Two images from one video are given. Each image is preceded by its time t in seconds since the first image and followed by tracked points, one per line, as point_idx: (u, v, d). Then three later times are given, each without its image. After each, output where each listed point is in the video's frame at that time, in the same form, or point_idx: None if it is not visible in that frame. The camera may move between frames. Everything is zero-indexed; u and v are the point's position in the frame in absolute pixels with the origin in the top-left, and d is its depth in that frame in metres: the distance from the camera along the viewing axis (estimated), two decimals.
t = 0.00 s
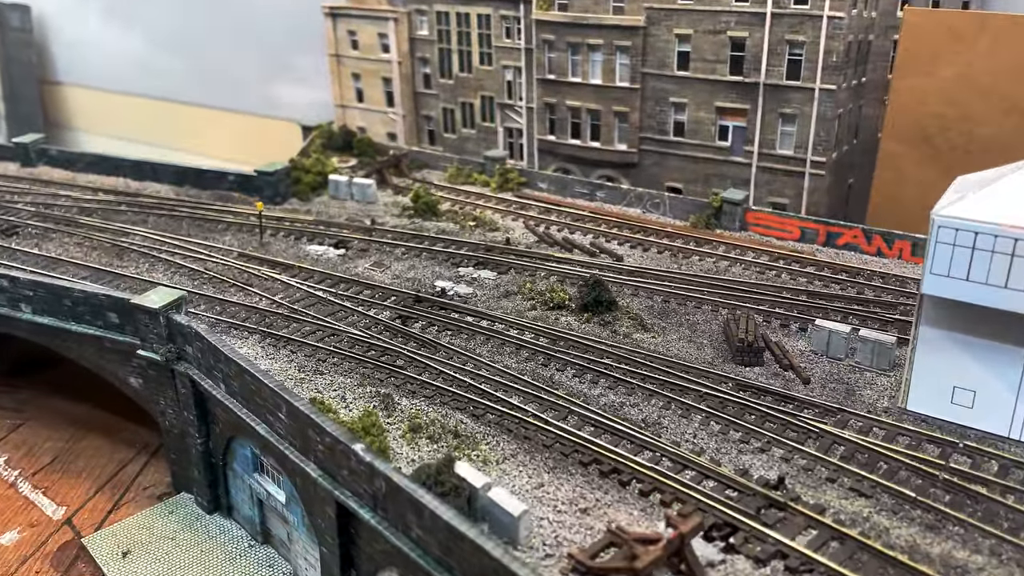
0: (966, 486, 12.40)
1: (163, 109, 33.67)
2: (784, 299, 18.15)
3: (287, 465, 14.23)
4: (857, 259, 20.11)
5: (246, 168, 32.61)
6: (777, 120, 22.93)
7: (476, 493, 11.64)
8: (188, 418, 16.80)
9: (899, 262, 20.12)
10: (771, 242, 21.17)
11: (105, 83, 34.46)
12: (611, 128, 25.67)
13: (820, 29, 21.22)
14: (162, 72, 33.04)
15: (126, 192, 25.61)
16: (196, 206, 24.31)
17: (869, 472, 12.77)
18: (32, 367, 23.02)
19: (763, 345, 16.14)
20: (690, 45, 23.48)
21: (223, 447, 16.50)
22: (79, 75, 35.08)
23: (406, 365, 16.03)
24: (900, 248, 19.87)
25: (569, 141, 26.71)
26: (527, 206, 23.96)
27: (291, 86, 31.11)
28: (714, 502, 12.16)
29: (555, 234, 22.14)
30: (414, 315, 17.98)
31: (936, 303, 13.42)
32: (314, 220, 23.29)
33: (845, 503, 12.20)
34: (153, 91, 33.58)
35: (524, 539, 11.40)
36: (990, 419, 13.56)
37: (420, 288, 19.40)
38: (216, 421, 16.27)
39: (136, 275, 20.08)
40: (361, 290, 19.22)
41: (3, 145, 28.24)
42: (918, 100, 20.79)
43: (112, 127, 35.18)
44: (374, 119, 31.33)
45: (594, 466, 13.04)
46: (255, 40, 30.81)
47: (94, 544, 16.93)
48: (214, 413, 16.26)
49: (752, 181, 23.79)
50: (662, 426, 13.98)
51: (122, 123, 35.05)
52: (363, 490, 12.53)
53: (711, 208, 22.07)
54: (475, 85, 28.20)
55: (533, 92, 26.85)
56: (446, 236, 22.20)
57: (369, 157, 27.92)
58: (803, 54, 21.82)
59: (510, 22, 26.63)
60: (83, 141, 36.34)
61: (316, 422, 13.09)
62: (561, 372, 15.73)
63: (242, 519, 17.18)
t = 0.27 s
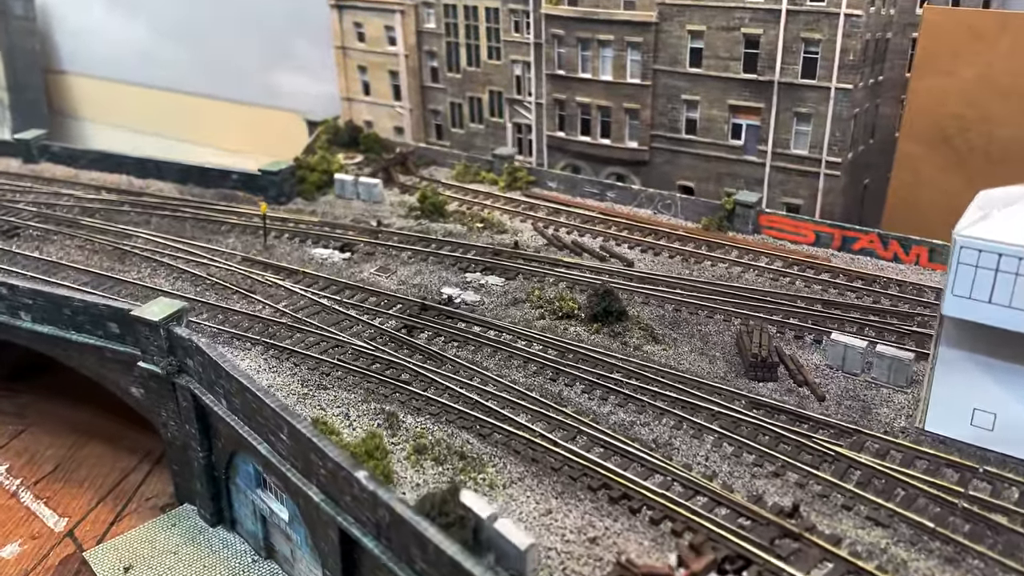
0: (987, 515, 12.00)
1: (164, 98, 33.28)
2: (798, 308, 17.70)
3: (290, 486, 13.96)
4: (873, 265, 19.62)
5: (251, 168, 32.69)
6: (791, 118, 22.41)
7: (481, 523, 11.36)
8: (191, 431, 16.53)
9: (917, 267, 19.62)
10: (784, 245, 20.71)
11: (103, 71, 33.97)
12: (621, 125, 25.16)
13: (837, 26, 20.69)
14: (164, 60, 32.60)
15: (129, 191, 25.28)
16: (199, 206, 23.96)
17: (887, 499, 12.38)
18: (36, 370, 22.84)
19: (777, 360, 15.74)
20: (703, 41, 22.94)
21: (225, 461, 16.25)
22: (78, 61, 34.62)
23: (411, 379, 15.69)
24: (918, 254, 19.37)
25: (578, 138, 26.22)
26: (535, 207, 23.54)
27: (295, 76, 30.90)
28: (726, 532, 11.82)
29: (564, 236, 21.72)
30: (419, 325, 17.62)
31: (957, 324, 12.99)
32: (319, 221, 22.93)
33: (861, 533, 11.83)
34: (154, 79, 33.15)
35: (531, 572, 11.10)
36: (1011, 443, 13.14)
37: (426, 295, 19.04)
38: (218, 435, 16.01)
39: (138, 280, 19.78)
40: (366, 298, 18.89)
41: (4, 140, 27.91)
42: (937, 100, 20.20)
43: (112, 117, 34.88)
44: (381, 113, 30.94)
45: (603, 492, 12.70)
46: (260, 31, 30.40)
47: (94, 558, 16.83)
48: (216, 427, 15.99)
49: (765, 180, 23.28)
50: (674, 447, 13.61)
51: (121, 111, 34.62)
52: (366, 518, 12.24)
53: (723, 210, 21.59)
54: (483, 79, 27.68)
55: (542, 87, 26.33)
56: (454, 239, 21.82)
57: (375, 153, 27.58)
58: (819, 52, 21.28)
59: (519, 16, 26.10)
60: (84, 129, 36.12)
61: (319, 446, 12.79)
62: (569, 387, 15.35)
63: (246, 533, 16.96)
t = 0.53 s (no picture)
0: (1011, 555, 11.62)
1: (171, 90, 33.32)
2: (815, 323, 17.23)
3: (294, 515, 13.68)
4: (890, 275, 19.12)
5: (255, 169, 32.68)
6: (807, 121, 21.86)
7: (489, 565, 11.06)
8: (193, 449, 16.23)
9: (935, 278, 19.12)
10: (799, 253, 20.21)
11: (109, 61, 34.03)
12: (632, 125, 24.63)
13: (856, 28, 20.10)
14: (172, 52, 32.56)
15: (132, 191, 24.88)
16: (203, 208, 23.56)
17: (907, 537, 12.01)
18: (38, 376, 22.56)
19: (793, 381, 15.33)
20: (717, 41, 22.36)
21: (227, 481, 15.96)
22: (85, 51, 34.49)
23: (417, 400, 15.30)
24: (937, 264, 18.86)
25: (588, 137, 25.71)
26: (545, 210, 23.08)
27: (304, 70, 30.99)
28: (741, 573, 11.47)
29: (574, 242, 21.26)
30: (425, 339, 17.22)
31: (981, 354, 12.52)
32: (324, 225, 22.53)
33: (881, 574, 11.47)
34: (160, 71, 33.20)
35: None
36: None
37: (432, 306, 18.63)
38: (221, 456, 15.70)
39: (139, 289, 19.42)
40: (371, 309, 18.52)
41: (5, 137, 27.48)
42: (957, 104, 19.53)
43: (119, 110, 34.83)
44: (387, 108, 30.48)
45: (614, 527, 12.36)
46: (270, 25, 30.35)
47: None
48: (218, 447, 15.68)
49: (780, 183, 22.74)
50: (687, 477, 13.24)
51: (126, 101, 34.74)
52: (370, 555, 11.94)
53: (737, 216, 21.07)
54: (491, 76, 27.12)
55: (551, 85, 25.80)
56: (461, 245, 21.42)
57: (382, 152, 26.96)
58: (837, 54, 20.68)
59: (528, 12, 25.53)
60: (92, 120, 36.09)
61: (322, 479, 12.47)
62: (579, 409, 14.97)
63: (249, 552, 16.72)
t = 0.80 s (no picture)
0: None
1: (180, 87, 34.48)
2: (832, 343, 16.79)
3: (298, 546, 13.37)
4: (909, 290, 18.68)
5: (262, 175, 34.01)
6: (824, 128, 21.33)
7: None
8: (195, 470, 15.92)
9: (955, 293, 18.67)
10: (815, 266, 19.76)
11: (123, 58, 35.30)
12: (643, 129, 24.15)
13: (875, 34, 19.53)
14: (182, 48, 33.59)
15: (135, 196, 24.51)
16: (206, 214, 23.19)
17: None
18: (41, 384, 22.27)
19: (810, 406, 14.92)
20: (731, 45, 21.81)
21: (231, 503, 15.65)
22: (98, 45, 35.63)
23: (423, 423, 14.93)
24: (957, 280, 18.41)
25: (598, 141, 25.24)
26: (554, 218, 22.66)
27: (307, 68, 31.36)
28: None
29: (583, 252, 20.84)
30: (432, 357, 16.83)
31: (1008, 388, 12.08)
32: (329, 233, 22.15)
33: None
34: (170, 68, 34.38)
35: None
36: None
37: (439, 320, 18.25)
38: (224, 478, 15.39)
39: (141, 301, 19.07)
40: (377, 323, 18.15)
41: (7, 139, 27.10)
42: (980, 113, 18.97)
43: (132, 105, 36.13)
44: (393, 108, 30.02)
45: (627, 565, 12.02)
46: (277, 24, 31.10)
47: None
48: (220, 470, 15.36)
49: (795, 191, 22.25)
50: (702, 511, 12.88)
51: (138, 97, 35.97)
52: None
53: (752, 226, 20.58)
54: (499, 77, 26.63)
55: (561, 87, 25.31)
56: (469, 254, 21.02)
57: (388, 153, 26.86)
58: (856, 60, 20.12)
59: (537, 13, 24.98)
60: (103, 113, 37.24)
61: (327, 514, 12.14)
62: (590, 434, 14.59)
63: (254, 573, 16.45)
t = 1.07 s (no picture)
0: None
1: (185, 85, 33.66)
2: (849, 365, 16.34)
3: None
4: (928, 309, 18.17)
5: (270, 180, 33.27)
6: (842, 138, 20.78)
7: None
8: (197, 493, 15.66)
9: (976, 312, 18.16)
10: (833, 282, 19.26)
11: (126, 54, 34.44)
12: (656, 136, 23.64)
13: (897, 43, 18.94)
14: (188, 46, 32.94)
15: (140, 202, 24.24)
16: (212, 222, 22.88)
17: None
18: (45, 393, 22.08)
19: (826, 435, 14.51)
20: (748, 52, 21.24)
21: (233, 527, 15.39)
22: (103, 42, 34.87)
23: (428, 448, 14.56)
24: (979, 299, 17.90)
25: (610, 147, 24.77)
26: (564, 228, 22.24)
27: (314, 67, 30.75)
28: None
29: (594, 265, 20.44)
30: (439, 377, 16.45)
31: None
32: (336, 243, 21.81)
33: None
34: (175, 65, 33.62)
35: None
36: None
37: (446, 337, 17.88)
38: (226, 503, 15.12)
39: (144, 315, 18.79)
40: (383, 340, 17.80)
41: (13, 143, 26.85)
42: (1004, 125, 18.38)
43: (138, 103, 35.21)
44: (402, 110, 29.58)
45: None
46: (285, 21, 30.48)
47: None
48: (223, 494, 15.08)
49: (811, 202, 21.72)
50: (715, 548, 12.51)
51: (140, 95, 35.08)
52: None
53: (768, 240, 20.08)
54: (509, 80, 26.14)
55: (572, 92, 24.81)
56: (477, 267, 20.64)
57: (397, 158, 26.53)
58: (876, 69, 19.55)
59: (549, 16, 24.45)
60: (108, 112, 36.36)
61: (328, 551, 11.81)
62: (600, 463, 14.21)
63: None
